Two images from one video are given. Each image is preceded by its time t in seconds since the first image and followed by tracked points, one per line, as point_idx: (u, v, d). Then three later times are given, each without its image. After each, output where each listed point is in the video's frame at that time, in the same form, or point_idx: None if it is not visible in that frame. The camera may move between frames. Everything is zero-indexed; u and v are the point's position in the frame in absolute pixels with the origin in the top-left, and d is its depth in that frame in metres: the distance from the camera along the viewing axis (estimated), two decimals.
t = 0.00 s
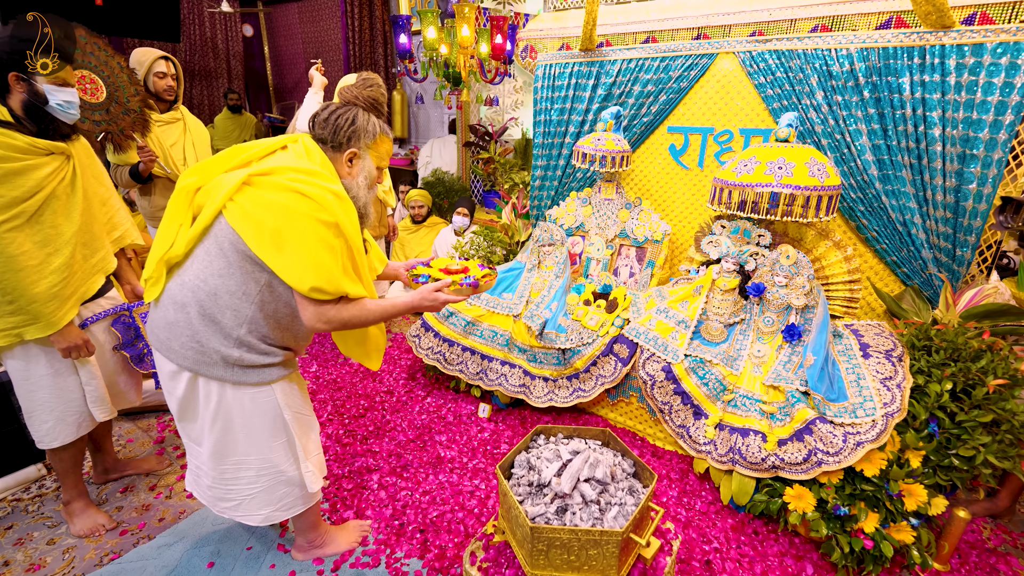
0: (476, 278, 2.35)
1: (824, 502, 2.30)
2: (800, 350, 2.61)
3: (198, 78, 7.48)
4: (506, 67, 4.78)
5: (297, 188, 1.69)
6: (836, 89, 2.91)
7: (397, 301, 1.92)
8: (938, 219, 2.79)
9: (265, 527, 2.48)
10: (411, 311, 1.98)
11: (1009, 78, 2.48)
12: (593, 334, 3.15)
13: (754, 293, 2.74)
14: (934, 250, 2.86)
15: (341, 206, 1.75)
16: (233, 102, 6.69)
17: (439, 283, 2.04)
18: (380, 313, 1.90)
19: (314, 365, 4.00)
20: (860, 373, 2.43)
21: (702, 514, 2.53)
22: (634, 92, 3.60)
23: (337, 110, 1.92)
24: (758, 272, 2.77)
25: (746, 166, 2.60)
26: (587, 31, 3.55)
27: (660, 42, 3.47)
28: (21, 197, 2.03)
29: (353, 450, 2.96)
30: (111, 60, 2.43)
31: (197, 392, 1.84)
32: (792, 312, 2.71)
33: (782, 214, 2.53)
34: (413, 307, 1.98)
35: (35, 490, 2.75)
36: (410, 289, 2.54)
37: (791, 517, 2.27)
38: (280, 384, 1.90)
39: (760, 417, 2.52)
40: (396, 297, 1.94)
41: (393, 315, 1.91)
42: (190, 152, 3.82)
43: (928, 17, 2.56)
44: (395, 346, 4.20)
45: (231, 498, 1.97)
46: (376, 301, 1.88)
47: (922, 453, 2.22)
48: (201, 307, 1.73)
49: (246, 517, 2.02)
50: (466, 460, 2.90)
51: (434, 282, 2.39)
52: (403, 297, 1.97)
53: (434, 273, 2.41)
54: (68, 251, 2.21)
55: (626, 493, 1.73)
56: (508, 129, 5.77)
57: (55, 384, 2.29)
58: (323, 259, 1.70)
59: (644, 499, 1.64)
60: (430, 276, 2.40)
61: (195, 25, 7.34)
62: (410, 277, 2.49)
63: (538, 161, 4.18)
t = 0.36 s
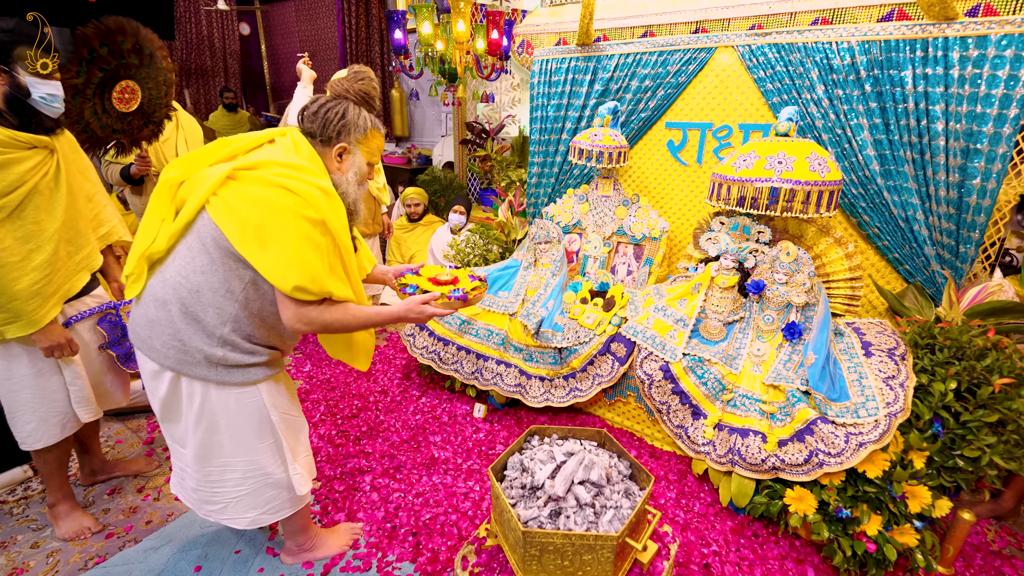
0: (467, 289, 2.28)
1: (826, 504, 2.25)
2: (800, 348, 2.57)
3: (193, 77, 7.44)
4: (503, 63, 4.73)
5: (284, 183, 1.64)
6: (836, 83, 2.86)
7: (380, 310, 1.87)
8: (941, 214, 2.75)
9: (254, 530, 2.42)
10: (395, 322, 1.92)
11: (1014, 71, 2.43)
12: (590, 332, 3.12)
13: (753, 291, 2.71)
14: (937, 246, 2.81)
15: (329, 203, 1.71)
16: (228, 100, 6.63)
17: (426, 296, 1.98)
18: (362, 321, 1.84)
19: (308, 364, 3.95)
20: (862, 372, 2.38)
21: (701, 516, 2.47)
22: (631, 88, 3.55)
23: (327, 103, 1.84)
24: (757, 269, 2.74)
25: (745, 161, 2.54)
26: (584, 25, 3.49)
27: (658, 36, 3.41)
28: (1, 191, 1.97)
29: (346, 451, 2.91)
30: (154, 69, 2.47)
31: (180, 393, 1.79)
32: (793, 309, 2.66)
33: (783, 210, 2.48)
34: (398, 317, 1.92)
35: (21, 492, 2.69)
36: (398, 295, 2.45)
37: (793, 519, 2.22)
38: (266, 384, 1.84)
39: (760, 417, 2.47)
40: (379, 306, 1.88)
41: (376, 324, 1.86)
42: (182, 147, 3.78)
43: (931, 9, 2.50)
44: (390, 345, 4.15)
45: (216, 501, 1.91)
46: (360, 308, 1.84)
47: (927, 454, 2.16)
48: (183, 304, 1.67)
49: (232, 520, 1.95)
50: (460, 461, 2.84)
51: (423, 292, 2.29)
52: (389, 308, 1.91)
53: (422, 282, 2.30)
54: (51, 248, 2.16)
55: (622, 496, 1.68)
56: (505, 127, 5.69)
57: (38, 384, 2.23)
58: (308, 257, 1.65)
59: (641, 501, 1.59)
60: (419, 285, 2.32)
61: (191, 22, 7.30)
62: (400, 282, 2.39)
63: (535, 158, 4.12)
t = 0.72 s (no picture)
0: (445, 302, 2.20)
1: (826, 508, 2.17)
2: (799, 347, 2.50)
3: (188, 75, 7.11)
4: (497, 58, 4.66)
5: (257, 172, 1.56)
6: (837, 74, 2.78)
7: (356, 318, 1.80)
8: (944, 209, 2.67)
9: (234, 535, 2.34)
10: (371, 332, 1.85)
11: (1020, 60, 2.36)
12: (584, 330, 3.04)
13: (752, 287, 2.65)
14: (940, 242, 2.74)
15: (305, 194, 1.63)
16: (221, 97, 6.54)
17: (404, 308, 1.91)
18: (336, 328, 1.77)
19: (297, 364, 3.87)
20: (863, 371, 2.30)
21: (697, 520, 2.40)
22: (627, 80, 3.47)
23: (304, 90, 1.76)
24: (756, 265, 2.68)
25: (743, 153, 2.47)
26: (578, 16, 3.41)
27: (653, 28, 3.33)
28: None
29: (333, 452, 2.83)
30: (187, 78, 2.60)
31: (150, 393, 1.71)
32: (792, 307, 2.59)
33: (783, 203, 2.39)
34: (373, 328, 1.85)
35: None
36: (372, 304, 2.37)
37: (791, 524, 2.14)
38: (241, 384, 1.77)
39: (758, 418, 2.39)
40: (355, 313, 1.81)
41: (350, 331, 1.79)
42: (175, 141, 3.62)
43: None
44: (381, 345, 4.07)
45: (190, 506, 1.83)
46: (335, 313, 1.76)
47: (931, 456, 2.08)
48: (151, 300, 1.59)
49: (208, 526, 1.88)
50: (450, 463, 2.77)
51: (400, 303, 2.23)
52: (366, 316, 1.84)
53: (400, 293, 2.25)
54: (22, 242, 2.07)
55: (612, 501, 1.60)
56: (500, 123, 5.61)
57: (9, 384, 2.14)
58: (281, 250, 1.57)
59: (632, 507, 1.51)
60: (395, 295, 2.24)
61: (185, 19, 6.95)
62: (375, 291, 2.32)
63: (529, 153, 4.04)
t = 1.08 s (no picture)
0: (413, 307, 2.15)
1: (826, 514, 2.06)
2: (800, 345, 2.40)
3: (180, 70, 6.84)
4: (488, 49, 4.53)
5: (212, 156, 1.45)
6: (837, 60, 2.66)
7: (323, 319, 1.76)
8: (949, 200, 2.56)
9: (203, 545, 2.22)
10: (339, 335, 1.83)
11: None
12: (575, 328, 2.93)
13: (749, 283, 2.52)
14: (944, 235, 2.63)
15: (266, 180, 1.52)
16: (209, 92, 6.40)
17: (373, 312, 1.88)
18: (302, 331, 1.72)
19: (281, 363, 3.76)
20: (865, 370, 2.18)
21: (692, 526, 2.29)
22: (619, 69, 3.35)
23: (267, 70, 1.65)
24: (753, 259, 2.56)
25: (738, 141, 2.35)
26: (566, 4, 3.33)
27: (646, 14, 3.21)
28: None
29: (312, 456, 2.72)
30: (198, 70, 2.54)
31: (100, 396, 1.59)
32: (790, 303, 2.48)
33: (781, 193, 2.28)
34: (341, 333, 1.82)
35: None
36: (337, 308, 2.25)
37: (790, 531, 2.03)
38: (201, 385, 1.66)
39: (755, 419, 2.28)
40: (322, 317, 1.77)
41: (318, 334, 1.75)
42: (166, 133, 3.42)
43: None
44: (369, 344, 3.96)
45: (148, 517, 1.71)
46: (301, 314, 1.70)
47: (937, 459, 1.97)
48: (97, 294, 1.47)
49: (167, 538, 1.76)
50: (435, 467, 2.65)
51: (368, 307, 2.13)
52: (333, 321, 1.80)
53: (368, 296, 2.15)
54: None
55: (597, 510, 1.48)
56: (493, 117, 5.48)
57: None
58: (241, 240, 1.46)
59: (617, 517, 1.40)
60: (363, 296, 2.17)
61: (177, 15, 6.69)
62: (341, 294, 2.21)
63: (520, 146, 3.92)
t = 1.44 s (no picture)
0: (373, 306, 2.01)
1: (816, 523, 1.95)
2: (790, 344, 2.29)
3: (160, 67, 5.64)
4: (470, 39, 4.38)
5: (146, 137, 1.33)
6: (827, 47, 2.56)
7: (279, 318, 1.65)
8: (942, 192, 2.46)
9: (156, 561, 2.09)
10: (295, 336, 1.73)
11: None
12: (556, 327, 2.82)
13: (736, 278, 2.42)
14: (937, 228, 2.53)
15: (208, 164, 1.40)
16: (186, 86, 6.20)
17: (332, 311, 1.77)
18: (256, 330, 1.62)
19: (254, 365, 3.61)
20: (857, 369, 2.07)
21: (676, 535, 2.18)
22: (603, 58, 3.23)
23: (209, 48, 1.54)
24: (740, 254, 2.46)
25: (724, 130, 2.24)
26: None
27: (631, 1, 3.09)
28: None
29: (279, 464, 2.58)
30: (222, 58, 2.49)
31: (24, 405, 1.46)
32: (779, 299, 2.38)
33: (768, 183, 2.17)
34: (298, 333, 1.72)
35: None
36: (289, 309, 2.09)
37: (778, 541, 1.92)
38: (138, 390, 1.54)
39: (742, 422, 2.17)
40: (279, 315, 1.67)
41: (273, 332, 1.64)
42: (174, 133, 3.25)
43: None
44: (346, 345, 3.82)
45: (83, 536, 1.58)
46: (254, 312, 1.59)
47: (932, 464, 1.87)
48: (12, 291, 1.33)
49: (105, 558, 1.62)
50: (408, 474, 2.53)
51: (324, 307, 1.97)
52: (288, 321, 1.70)
53: (323, 295, 2.00)
54: None
55: (567, 527, 1.37)
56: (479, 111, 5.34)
57: None
58: (181, 228, 1.34)
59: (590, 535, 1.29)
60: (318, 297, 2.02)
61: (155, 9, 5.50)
62: (292, 294, 2.03)
63: (502, 139, 3.79)
